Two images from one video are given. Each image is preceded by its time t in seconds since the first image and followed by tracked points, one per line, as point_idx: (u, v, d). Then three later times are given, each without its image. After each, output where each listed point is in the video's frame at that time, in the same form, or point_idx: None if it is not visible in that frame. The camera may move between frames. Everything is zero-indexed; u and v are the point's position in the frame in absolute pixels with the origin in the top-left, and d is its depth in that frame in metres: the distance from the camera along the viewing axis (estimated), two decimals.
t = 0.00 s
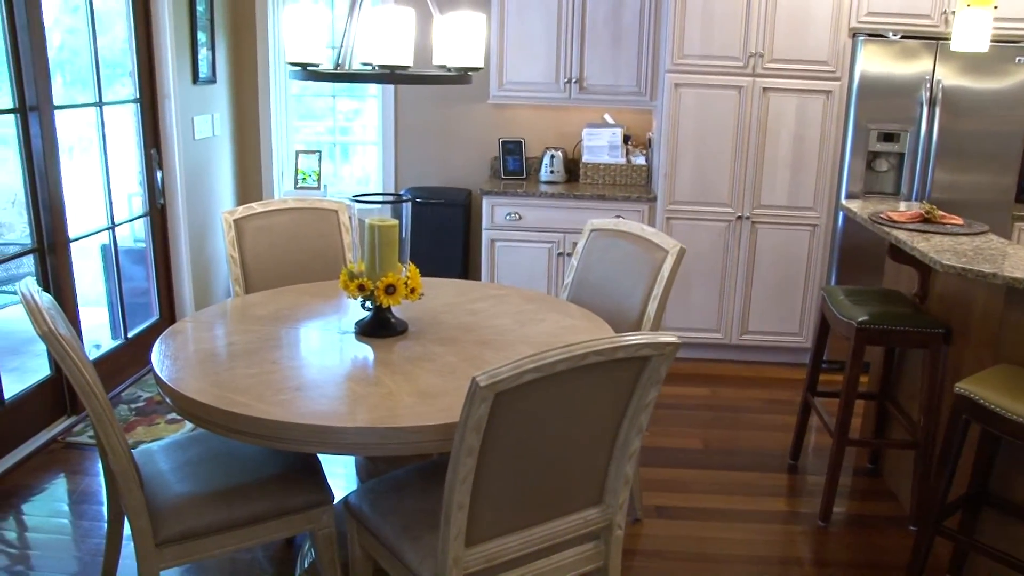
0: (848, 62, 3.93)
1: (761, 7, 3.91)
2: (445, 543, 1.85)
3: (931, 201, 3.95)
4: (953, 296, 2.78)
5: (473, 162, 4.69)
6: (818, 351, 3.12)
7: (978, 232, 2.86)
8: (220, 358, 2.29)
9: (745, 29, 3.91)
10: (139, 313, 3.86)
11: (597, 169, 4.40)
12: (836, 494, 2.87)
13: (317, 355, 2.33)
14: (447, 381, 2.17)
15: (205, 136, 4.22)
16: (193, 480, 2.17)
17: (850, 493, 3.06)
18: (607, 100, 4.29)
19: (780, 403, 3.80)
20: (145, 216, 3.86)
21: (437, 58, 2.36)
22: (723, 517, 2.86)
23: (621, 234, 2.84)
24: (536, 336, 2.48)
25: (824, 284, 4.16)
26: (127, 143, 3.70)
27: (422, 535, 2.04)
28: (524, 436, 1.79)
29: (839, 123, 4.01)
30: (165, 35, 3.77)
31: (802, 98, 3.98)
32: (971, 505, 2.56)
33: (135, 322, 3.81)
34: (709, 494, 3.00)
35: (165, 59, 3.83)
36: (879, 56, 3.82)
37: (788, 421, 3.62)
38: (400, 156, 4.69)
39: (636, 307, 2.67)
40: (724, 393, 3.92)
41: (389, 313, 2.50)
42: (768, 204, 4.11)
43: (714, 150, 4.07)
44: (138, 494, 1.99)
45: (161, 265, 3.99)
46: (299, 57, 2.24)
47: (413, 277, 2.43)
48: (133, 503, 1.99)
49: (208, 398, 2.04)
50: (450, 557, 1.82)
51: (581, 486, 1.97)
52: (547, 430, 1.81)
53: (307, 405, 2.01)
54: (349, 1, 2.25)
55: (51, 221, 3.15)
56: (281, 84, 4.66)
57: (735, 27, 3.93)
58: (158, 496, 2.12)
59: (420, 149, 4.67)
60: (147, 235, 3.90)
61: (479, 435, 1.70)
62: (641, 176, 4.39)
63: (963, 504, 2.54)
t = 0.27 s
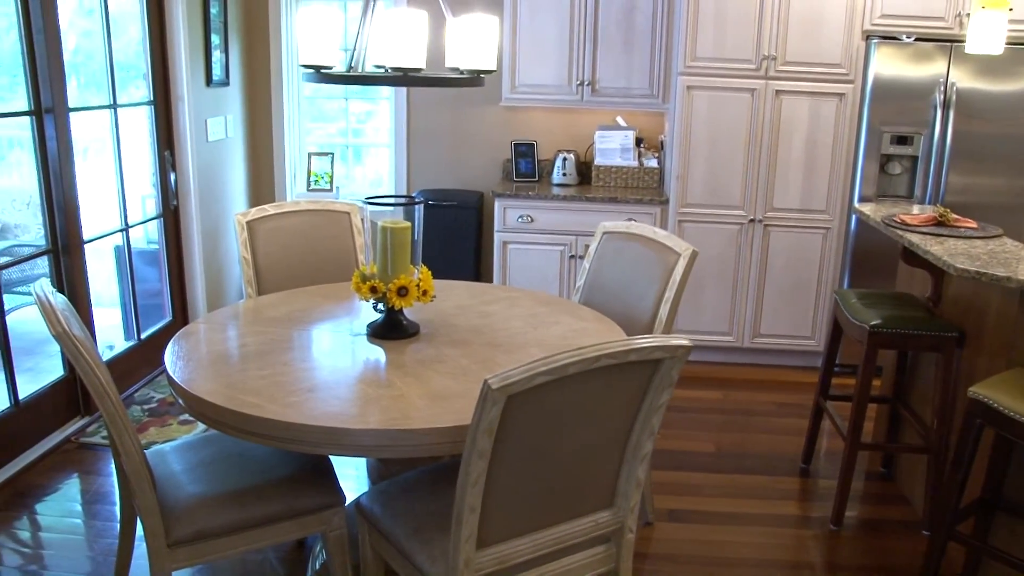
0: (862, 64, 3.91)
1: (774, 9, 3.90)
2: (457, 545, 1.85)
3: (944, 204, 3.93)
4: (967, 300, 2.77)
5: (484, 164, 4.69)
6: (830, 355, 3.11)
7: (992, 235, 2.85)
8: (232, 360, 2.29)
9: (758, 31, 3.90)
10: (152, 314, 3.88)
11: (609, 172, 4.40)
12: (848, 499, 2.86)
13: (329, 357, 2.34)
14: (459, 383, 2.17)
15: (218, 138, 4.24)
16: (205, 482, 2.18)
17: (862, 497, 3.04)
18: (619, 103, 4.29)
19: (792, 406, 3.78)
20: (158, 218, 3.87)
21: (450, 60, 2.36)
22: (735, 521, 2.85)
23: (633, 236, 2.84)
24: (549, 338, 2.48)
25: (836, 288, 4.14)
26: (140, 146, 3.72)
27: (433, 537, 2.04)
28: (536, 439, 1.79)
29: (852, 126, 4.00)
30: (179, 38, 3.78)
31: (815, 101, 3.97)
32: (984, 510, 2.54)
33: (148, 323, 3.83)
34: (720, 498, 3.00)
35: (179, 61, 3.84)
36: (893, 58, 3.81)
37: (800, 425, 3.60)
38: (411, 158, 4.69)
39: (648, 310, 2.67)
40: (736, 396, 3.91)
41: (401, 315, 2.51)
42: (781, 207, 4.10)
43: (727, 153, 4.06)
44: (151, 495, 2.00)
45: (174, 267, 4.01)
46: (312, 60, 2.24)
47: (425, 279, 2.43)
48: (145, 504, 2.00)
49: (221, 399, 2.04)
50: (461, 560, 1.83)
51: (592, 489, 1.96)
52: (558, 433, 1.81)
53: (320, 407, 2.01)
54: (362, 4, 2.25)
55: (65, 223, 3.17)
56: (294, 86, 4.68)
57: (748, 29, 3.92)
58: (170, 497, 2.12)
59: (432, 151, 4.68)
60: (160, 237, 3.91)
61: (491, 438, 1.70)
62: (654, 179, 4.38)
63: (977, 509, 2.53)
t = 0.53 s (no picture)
0: (873, 67, 3.90)
1: (784, 11, 3.90)
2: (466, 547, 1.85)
3: (955, 207, 3.92)
4: (977, 303, 2.75)
5: (494, 166, 4.69)
6: (840, 357, 3.10)
7: (1004, 239, 2.84)
8: (242, 361, 2.30)
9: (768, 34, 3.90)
10: (163, 316, 3.89)
11: (619, 174, 4.41)
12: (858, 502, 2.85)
13: (338, 359, 2.34)
14: (469, 386, 2.17)
15: (229, 140, 4.25)
16: (215, 483, 2.18)
17: (872, 501, 3.03)
18: (629, 105, 4.29)
19: (802, 410, 3.77)
20: (169, 220, 3.89)
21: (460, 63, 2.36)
22: (744, 524, 2.84)
23: (644, 239, 2.83)
24: (558, 341, 2.48)
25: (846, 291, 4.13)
26: (152, 148, 3.74)
27: (442, 539, 2.05)
28: (546, 441, 1.79)
29: (862, 129, 3.99)
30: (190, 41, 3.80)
31: (826, 103, 3.96)
32: (995, 514, 2.53)
33: (158, 324, 3.85)
34: (729, 501, 2.99)
35: (190, 64, 3.86)
36: (904, 61, 3.81)
37: (809, 428, 3.59)
38: (421, 161, 4.70)
39: (658, 312, 2.67)
40: (745, 399, 3.90)
41: (411, 317, 2.51)
42: (791, 210, 4.09)
43: (737, 156, 4.06)
44: (162, 496, 2.00)
45: (185, 269, 4.02)
46: (322, 63, 2.24)
47: (435, 282, 2.43)
48: (155, 504, 2.01)
49: (231, 401, 2.05)
50: (470, 562, 1.83)
51: (603, 491, 1.96)
52: (568, 436, 1.81)
53: (330, 408, 2.01)
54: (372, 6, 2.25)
55: (77, 224, 3.18)
56: (304, 88, 4.69)
57: (759, 32, 3.92)
58: (180, 497, 2.13)
59: (442, 154, 4.68)
60: (171, 239, 3.93)
61: (501, 440, 1.70)
62: (664, 181, 4.38)
63: (988, 513, 2.52)
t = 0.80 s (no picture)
0: (882, 69, 3.90)
1: (792, 14, 3.89)
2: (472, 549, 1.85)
3: (964, 209, 3.91)
4: (986, 306, 2.75)
5: (501, 168, 4.70)
6: (848, 360, 3.09)
7: (1013, 241, 2.83)
8: (249, 363, 2.30)
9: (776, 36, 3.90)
10: (171, 317, 3.90)
11: (627, 176, 4.40)
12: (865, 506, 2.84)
13: (346, 360, 2.35)
14: (476, 387, 2.17)
15: (237, 142, 4.26)
16: (223, 484, 2.19)
17: (880, 504, 3.02)
18: (636, 107, 4.28)
19: (809, 412, 3.77)
20: (177, 221, 3.90)
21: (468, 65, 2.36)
22: (752, 527, 2.84)
23: (651, 241, 2.83)
24: (565, 343, 2.48)
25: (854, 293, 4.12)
26: (160, 149, 3.75)
27: (449, 541, 2.05)
28: (552, 444, 1.78)
29: (870, 131, 3.99)
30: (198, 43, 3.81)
31: (834, 105, 3.95)
32: (1004, 518, 2.52)
33: (166, 326, 3.86)
34: (736, 504, 2.98)
35: (198, 66, 3.87)
36: (912, 62, 3.80)
37: (816, 431, 3.59)
38: (428, 162, 4.71)
39: (666, 314, 2.66)
40: (752, 401, 3.90)
41: (418, 319, 2.51)
42: (799, 212, 4.08)
43: (745, 158, 4.06)
44: (169, 497, 2.01)
45: (193, 270, 4.03)
46: (331, 65, 2.25)
47: (442, 283, 2.43)
48: (163, 505, 2.01)
49: (239, 402, 2.05)
50: (477, 564, 1.83)
51: (609, 493, 1.96)
52: (575, 438, 1.81)
53: (338, 410, 2.02)
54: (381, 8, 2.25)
55: (86, 225, 3.19)
56: (313, 91, 4.71)
57: (767, 34, 3.92)
58: (188, 498, 2.14)
59: (449, 155, 4.69)
60: (179, 240, 3.94)
61: (507, 442, 1.70)
62: (671, 184, 4.38)
63: (997, 517, 2.51)
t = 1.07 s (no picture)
0: (892, 72, 3.88)
1: (803, 15, 3.88)
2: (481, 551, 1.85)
3: (975, 213, 3.89)
4: (997, 310, 2.73)
5: (510, 171, 4.70)
6: (858, 364, 3.08)
7: None
8: (259, 365, 2.31)
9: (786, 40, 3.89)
10: (181, 319, 3.92)
11: (636, 179, 4.40)
12: (875, 510, 2.83)
13: (355, 363, 2.35)
14: (485, 390, 2.17)
15: (247, 144, 4.28)
16: (233, 485, 2.20)
17: (890, 509, 3.01)
18: (646, 110, 4.28)
19: (818, 416, 3.76)
20: (187, 223, 3.91)
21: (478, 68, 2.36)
22: (762, 531, 2.83)
23: (660, 245, 2.83)
24: (575, 346, 2.48)
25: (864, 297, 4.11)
26: (171, 152, 3.77)
27: (459, 543, 2.05)
28: (562, 447, 1.78)
29: (880, 135, 3.98)
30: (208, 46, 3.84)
31: (844, 108, 3.94)
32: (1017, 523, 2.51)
33: (176, 327, 3.87)
34: (745, 508, 2.98)
35: (209, 69, 3.89)
36: (922, 65, 3.79)
37: (826, 435, 3.58)
38: (437, 165, 4.71)
39: (675, 317, 2.66)
40: (761, 405, 3.89)
41: (428, 321, 2.51)
42: (809, 215, 4.08)
43: (754, 162, 4.05)
44: (179, 498, 2.02)
45: (203, 273, 4.05)
46: (341, 68, 2.25)
47: (452, 286, 2.43)
48: (173, 506, 2.02)
49: (248, 404, 2.06)
50: (486, 566, 1.83)
51: (619, 497, 1.96)
52: (584, 441, 1.81)
53: (347, 412, 2.02)
54: (392, 11, 2.25)
55: (97, 227, 3.21)
56: (323, 93, 4.74)
57: (777, 36, 3.91)
58: (198, 500, 2.14)
59: (458, 158, 4.69)
60: (190, 242, 3.96)
61: (517, 445, 1.70)
62: (681, 187, 4.37)
63: (1009, 522, 2.49)
